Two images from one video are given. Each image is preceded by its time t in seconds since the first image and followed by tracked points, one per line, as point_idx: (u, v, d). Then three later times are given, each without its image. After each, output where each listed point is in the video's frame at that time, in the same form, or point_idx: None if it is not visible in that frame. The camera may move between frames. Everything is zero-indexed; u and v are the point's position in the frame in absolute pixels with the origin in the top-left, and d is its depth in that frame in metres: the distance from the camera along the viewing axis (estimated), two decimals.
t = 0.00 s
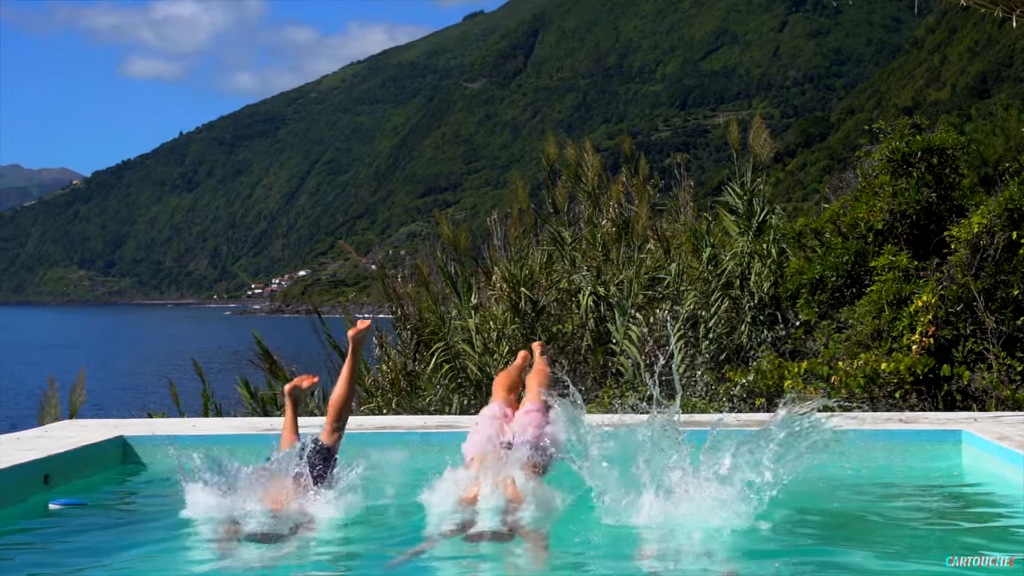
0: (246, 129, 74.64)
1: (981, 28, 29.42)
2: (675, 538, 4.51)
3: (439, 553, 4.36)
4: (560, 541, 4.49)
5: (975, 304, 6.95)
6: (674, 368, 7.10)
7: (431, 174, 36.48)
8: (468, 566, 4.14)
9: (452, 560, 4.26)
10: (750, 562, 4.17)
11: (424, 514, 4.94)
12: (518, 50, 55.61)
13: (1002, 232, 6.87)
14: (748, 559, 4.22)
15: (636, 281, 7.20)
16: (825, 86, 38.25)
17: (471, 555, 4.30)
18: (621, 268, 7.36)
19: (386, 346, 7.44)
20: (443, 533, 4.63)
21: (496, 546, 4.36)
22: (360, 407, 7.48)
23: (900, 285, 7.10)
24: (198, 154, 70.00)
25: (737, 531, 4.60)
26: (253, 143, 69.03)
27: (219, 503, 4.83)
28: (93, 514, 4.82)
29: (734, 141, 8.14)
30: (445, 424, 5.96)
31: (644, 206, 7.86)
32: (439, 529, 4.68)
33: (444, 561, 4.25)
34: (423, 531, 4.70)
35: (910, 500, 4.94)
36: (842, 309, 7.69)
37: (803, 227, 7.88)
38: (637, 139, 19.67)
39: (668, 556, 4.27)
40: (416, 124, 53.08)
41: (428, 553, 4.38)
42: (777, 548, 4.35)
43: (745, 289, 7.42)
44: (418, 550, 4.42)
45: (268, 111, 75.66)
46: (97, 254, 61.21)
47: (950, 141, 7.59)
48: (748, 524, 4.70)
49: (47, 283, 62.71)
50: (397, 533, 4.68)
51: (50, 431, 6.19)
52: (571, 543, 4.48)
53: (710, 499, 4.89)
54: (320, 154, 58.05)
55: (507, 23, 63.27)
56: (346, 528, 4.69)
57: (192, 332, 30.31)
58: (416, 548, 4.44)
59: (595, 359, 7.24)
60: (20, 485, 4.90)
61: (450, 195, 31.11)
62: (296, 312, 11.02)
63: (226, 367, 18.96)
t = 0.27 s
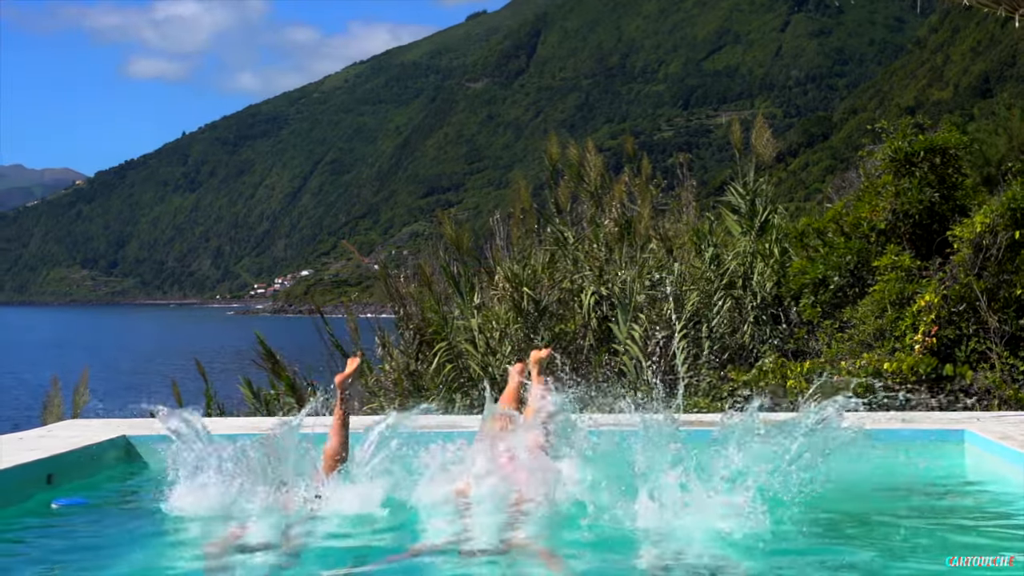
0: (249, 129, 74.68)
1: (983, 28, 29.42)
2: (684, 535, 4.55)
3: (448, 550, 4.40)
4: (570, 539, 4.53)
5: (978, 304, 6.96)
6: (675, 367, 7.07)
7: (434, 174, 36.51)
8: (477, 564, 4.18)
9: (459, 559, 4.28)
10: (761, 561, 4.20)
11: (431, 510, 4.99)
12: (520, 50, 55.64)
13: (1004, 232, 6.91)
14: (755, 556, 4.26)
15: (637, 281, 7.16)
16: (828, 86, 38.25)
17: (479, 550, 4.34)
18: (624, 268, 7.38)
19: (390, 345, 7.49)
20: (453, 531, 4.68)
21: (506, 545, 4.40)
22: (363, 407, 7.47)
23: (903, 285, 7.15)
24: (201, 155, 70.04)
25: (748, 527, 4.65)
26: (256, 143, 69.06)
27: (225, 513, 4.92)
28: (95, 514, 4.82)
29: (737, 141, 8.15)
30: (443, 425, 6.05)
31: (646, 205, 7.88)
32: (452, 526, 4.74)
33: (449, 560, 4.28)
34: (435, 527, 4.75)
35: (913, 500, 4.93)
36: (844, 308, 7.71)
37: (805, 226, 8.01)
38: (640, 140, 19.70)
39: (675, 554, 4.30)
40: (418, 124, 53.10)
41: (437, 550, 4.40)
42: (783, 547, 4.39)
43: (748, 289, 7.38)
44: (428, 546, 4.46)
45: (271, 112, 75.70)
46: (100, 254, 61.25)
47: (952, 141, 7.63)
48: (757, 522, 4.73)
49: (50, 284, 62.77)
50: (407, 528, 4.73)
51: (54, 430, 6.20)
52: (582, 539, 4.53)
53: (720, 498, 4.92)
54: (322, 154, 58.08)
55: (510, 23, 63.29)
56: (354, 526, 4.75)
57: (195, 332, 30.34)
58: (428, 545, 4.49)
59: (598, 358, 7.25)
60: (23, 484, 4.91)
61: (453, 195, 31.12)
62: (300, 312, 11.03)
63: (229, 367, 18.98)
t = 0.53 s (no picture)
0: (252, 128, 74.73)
1: (986, 27, 29.43)
2: (689, 535, 4.53)
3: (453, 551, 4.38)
4: (574, 539, 4.52)
5: (982, 302, 6.94)
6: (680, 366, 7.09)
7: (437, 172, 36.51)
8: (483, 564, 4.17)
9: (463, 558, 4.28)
10: (766, 560, 4.19)
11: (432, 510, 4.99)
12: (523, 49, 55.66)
13: (1008, 231, 6.91)
14: (757, 555, 4.26)
15: (641, 279, 7.19)
16: (831, 85, 38.26)
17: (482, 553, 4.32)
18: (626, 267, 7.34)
19: (393, 345, 7.60)
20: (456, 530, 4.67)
21: (513, 549, 4.38)
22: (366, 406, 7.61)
23: (906, 283, 7.14)
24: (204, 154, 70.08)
25: (753, 525, 4.67)
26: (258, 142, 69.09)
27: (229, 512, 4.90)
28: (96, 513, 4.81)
29: (739, 140, 8.18)
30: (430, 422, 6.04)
31: (649, 204, 7.88)
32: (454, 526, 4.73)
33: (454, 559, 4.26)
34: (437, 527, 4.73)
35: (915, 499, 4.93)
36: (847, 307, 7.73)
37: (808, 225, 7.99)
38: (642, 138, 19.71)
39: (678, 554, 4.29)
40: (421, 123, 53.13)
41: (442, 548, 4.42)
42: (789, 548, 4.36)
43: (750, 288, 7.29)
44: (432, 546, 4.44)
45: (274, 111, 75.75)
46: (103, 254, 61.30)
47: (955, 139, 7.65)
48: (763, 522, 4.70)
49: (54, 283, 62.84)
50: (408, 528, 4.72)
51: (58, 429, 6.21)
52: (585, 539, 4.53)
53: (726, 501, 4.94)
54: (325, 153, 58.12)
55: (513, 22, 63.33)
56: (357, 526, 4.73)
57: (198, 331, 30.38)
58: (433, 544, 4.48)
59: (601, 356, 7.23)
60: (27, 483, 4.92)
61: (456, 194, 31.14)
62: (303, 311, 11.05)
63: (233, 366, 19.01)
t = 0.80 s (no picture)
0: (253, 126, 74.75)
1: (988, 25, 29.44)
2: (692, 538, 4.50)
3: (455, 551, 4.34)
4: (577, 540, 4.50)
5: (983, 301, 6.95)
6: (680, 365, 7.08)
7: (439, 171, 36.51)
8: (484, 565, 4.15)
9: (463, 559, 4.25)
10: (773, 559, 4.18)
11: (430, 510, 4.97)
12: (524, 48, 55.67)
13: (1009, 229, 6.91)
14: (760, 555, 4.24)
15: (642, 278, 7.16)
16: (833, 83, 38.26)
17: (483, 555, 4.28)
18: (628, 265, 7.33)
19: (394, 343, 7.59)
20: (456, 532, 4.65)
21: (515, 551, 4.35)
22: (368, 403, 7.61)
23: (907, 282, 7.16)
24: (205, 152, 70.08)
25: (756, 527, 4.63)
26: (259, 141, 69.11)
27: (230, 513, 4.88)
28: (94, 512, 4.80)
29: (739, 138, 8.20)
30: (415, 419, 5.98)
31: (650, 202, 7.90)
32: (454, 527, 4.71)
33: (454, 560, 4.22)
34: (436, 527, 4.72)
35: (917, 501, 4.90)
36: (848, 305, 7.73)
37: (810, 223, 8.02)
38: (643, 136, 19.71)
39: (681, 555, 4.26)
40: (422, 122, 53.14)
41: (444, 548, 4.41)
42: (794, 549, 4.32)
43: (752, 286, 7.38)
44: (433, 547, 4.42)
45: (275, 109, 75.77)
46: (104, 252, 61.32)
47: (957, 138, 7.64)
48: (764, 522, 4.69)
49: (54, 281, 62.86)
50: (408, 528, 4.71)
51: (58, 427, 6.20)
52: (587, 540, 4.51)
53: (728, 506, 4.92)
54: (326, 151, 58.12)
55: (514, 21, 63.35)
56: (357, 526, 4.71)
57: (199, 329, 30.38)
58: (434, 545, 4.45)
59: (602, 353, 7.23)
60: (29, 482, 4.90)
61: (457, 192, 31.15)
62: (305, 308, 11.05)
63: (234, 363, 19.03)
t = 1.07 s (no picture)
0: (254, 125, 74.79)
1: (989, 24, 29.49)
2: (696, 538, 4.48)
3: (458, 552, 4.34)
4: (580, 541, 4.50)
5: (983, 300, 6.96)
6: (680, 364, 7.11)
7: (439, 169, 36.51)
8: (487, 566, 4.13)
9: (465, 559, 4.24)
10: (777, 558, 4.19)
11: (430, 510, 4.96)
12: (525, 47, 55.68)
13: (1010, 228, 6.90)
14: (765, 555, 4.23)
15: (643, 277, 7.20)
16: (834, 82, 38.28)
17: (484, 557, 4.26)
18: (630, 264, 7.36)
19: (394, 341, 7.60)
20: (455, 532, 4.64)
21: (515, 551, 4.35)
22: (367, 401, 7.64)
23: (908, 281, 7.15)
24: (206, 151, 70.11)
25: (758, 528, 4.61)
26: (260, 140, 69.14)
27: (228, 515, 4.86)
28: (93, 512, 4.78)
29: (740, 138, 8.18)
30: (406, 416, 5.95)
31: (652, 201, 7.90)
32: (454, 527, 4.70)
33: (457, 561, 4.21)
34: (437, 527, 4.71)
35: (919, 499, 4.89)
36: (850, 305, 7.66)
37: (810, 222, 8.10)
38: (644, 135, 19.73)
39: (685, 555, 4.24)
40: (423, 121, 53.16)
41: (447, 548, 4.40)
42: (797, 549, 4.31)
43: (752, 286, 7.38)
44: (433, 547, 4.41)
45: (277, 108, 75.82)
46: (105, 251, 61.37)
47: (957, 137, 7.65)
48: (766, 522, 4.68)
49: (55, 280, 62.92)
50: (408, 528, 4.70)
51: (57, 426, 6.18)
52: (589, 539, 4.50)
53: (730, 507, 4.90)
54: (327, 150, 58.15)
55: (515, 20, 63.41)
56: (357, 526, 4.71)
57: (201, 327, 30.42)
58: (435, 545, 4.44)
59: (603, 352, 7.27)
60: (30, 482, 4.90)
61: (457, 191, 31.16)
62: (306, 307, 11.07)
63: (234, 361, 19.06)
